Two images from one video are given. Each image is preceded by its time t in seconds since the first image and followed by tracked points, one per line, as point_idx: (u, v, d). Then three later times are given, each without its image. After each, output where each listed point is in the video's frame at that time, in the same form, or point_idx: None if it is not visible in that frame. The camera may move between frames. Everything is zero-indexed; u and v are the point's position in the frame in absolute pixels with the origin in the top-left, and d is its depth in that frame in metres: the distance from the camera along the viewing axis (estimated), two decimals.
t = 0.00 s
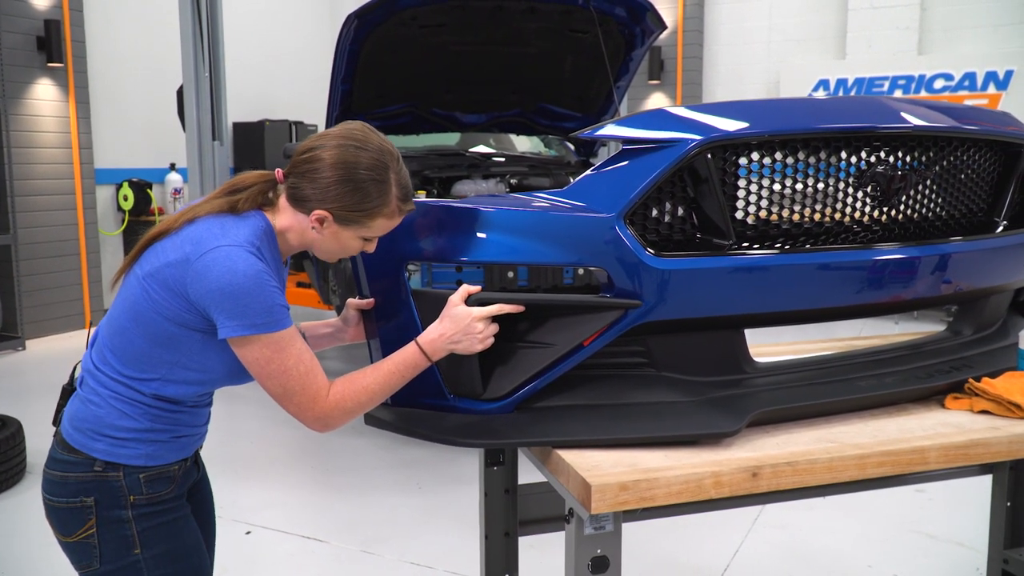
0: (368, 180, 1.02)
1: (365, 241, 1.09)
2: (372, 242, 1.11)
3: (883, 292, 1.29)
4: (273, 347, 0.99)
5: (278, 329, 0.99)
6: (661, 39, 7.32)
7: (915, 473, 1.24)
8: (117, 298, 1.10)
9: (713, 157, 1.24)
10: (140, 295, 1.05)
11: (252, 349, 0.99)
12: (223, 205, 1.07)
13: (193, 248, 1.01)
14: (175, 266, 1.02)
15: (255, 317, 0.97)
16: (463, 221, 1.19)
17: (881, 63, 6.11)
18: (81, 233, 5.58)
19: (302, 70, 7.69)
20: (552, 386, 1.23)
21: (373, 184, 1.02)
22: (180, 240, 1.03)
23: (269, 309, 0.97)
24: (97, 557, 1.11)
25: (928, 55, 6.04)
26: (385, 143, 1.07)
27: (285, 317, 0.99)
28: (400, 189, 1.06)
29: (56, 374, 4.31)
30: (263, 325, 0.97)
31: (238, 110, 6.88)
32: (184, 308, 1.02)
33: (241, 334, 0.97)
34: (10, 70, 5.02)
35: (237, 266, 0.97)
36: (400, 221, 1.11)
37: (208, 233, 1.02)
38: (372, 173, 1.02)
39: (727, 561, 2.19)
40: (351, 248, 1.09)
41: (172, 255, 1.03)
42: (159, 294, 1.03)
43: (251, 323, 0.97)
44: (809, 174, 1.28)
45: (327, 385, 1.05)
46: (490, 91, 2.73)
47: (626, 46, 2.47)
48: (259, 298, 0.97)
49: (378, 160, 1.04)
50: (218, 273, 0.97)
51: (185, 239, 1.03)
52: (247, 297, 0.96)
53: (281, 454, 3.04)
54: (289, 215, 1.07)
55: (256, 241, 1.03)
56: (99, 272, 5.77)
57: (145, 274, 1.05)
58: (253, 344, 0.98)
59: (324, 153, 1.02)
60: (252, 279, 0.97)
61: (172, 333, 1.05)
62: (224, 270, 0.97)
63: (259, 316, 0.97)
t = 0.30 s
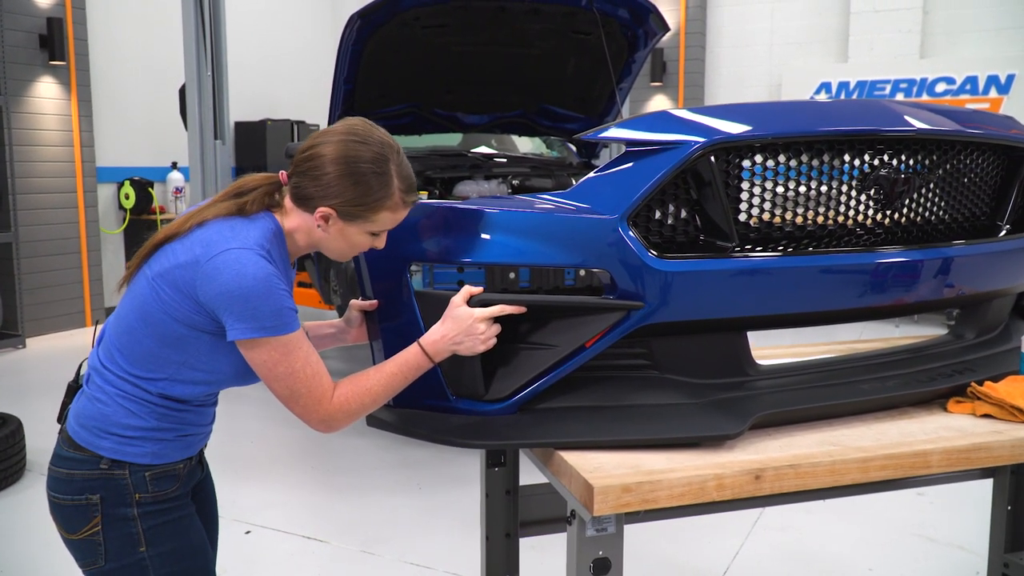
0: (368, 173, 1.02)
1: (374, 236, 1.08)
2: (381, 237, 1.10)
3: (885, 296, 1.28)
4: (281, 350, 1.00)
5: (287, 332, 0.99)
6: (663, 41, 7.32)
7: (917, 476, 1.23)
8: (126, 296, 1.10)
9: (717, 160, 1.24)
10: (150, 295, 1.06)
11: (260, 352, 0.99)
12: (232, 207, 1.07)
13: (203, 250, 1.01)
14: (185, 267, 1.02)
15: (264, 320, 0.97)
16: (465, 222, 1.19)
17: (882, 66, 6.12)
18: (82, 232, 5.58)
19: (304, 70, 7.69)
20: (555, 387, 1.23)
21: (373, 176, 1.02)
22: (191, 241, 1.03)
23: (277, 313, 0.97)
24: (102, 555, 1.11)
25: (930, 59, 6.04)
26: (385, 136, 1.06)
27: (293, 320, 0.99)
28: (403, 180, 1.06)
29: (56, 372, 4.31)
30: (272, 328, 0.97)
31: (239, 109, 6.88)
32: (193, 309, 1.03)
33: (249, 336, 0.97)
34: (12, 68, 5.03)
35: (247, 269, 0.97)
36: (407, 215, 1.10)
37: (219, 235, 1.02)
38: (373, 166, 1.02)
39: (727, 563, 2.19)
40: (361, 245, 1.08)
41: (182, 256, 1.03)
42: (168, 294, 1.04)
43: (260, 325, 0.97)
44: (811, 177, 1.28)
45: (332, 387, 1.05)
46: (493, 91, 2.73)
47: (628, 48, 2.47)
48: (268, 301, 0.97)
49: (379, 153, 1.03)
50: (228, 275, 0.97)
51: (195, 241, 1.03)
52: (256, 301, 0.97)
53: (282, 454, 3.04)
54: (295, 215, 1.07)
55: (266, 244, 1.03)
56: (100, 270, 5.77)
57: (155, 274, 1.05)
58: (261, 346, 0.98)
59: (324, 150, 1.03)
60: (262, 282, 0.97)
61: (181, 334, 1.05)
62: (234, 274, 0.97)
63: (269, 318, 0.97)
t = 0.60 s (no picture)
0: (342, 156, 1.01)
1: (370, 224, 1.07)
2: (380, 224, 1.08)
3: (886, 296, 1.28)
4: (281, 355, 1.00)
5: (286, 338, 0.99)
6: (663, 41, 7.32)
7: (919, 476, 1.23)
8: (129, 300, 1.10)
9: (717, 159, 1.24)
10: (152, 299, 1.06)
11: (260, 357, 0.99)
12: (232, 209, 1.07)
13: (204, 254, 1.01)
14: (186, 271, 1.02)
15: (264, 325, 0.97)
16: (466, 222, 1.19)
17: (881, 65, 6.12)
18: (82, 233, 5.58)
19: (304, 71, 7.69)
20: (555, 386, 1.23)
21: (348, 159, 1.01)
22: (192, 245, 1.03)
23: (277, 318, 0.97)
24: (111, 558, 1.11)
25: (931, 58, 6.04)
26: (361, 118, 1.05)
27: (294, 326, 0.99)
28: (384, 159, 1.03)
29: (56, 374, 4.31)
30: (272, 332, 0.98)
31: (238, 110, 6.88)
32: (194, 313, 1.03)
33: (250, 341, 0.97)
34: (11, 70, 5.03)
35: (247, 273, 0.97)
36: (402, 198, 1.07)
37: (218, 239, 1.02)
38: (349, 150, 1.01)
39: (728, 563, 2.19)
40: (359, 235, 1.07)
41: (182, 260, 1.03)
42: (169, 298, 1.03)
43: (260, 331, 0.97)
44: (812, 176, 1.28)
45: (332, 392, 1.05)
46: (493, 91, 2.73)
47: (628, 48, 2.46)
48: (267, 305, 0.97)
49: (355, 137, 1.02)
50: (228, 280, 0.97)
51: (194, 245, 1.03)
52: (256, 305, 0.96)
53: (282, 455, 3.04)
54: (290, 213, 1.08)
55: (267, 247, 1.03)
56: (100, 272, 5.77)
57: (156, 278, 1.05)
58: (260, 352, 0.98)
59: (303, 143, 1.03)
60: (262, 286, 0.97)
61: (184, 337, 1.05)
62: (233, 277, 0.97)
63: (268, 324, 0.97)
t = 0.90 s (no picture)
0: (369, 131, 0.95)
1: (410, 198, 1.00)
2: (421, 198, 1.01)
3: (888, 295, 1.28)
4: (325, 356, 0.92)
5: (332, 339, 0.92)
6: (664, 39, 7.32)
7: (921, 475, 1.23)
8: (159, 303, 1.04)
9: (717, 158, 1.24)
10: (184, 301, 0.99)
11: (303, 360, 0.92)
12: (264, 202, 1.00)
13: (241, 253, 0.94)
14: (222, 271, 0.95)
15: (308, 326, 0.90)
16: (467, 222, 1.20)
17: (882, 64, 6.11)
18: (83, 234, 5.58)
19: (304, 71, 7.69)
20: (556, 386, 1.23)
21: (375, 133, 0.95)
22: (227, 244, 0.96)
23: (322, 319, 0.91)
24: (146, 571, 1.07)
25: (932, 57, 6.03)
26: (378, 91, 1.00)
27: (339, 325, 0.93)
28: (411, 128, 0.98)
29: (57, 374, 4.30)
30: (317, 333, 0.91)
31: (239, 110, 6.89)
32: (231, 315, 0.96)
33: (293, 344, 0.91)
34: (12, 70, 5.04)
35: (289, 273, 0.91)
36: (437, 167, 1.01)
37: (254, 236, 0.95)
38: (374, 125, 0.95)
39: (730, 563, 2.19)
40: (403, 214, 1.00)
41: (217, 260, 0.96)
42: (204, 301, 0.97)
43: (304, 333, 0.90)
44: (813, 175, 1.28)
45: (385, 392, 0.97)
46: (493, 91, 2.73)
47: (629, 46, 2.46)
48: (311, 305, 0.90)
49: (377, 110, 0.97)
50: (269, 280, 0.91)
51: (228, 244, 0.96)
52: (298, 304, 0.90)
53: (284, 455, 3.04)
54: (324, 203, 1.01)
55: (304, 244, 0.96)
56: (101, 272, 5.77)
57: (188, 280, 0.99)
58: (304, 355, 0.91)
59: (323, 130, 0.98)
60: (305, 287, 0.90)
61: (222, 340, 0.98)
62: (275, 278, 0.90)
63: (312, 325, 0.90)
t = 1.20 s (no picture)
0: (441, 106, 0.94)
1: (477, 175, 1.00)
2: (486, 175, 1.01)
3: (888, 292, 1.27)
4: (408, 346, 0.92)
5: (414, 328, 0.91)
6: (665, 36, 7.33)
7: (921, 472, 1.23)
8: (213, 301, 0.98)
9: (717, 155, 1.23)
10: (248, 298, 0.94)
11: (387, 351, 0.91)
12: (327, 191, 0.96)
13: (317, 244, 0.90)
14: (295, 264, 0.91)
15: (394, 316, 0.89)
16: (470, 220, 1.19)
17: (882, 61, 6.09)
18: (83, 233, 5.58)
19: (304, 69, 7.68)
20: (556, 383, 1.23)
21: (447, 107, 0.95)
22: (298, 235, 0.92)
23: (405, 308, 0.89)
24: None
25: (932, 54, 6.02)
26: (440, 67, 0.99)
27: (419, 314, 0.91)
28: (478, 102, 0.98)
29: (59, 374, 4.30)
30: (401, 323, 0.89)
31: (239, 109, 6.89)
32: (305, 311, 0.92)
33: (379, 334, 0.89)
34: (11, 69, 5.03)
35: (374, 262, 0.88)
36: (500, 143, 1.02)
37: (329, 226, 0.91)
38: (442, 98, 0.95)
39: (730, 560, 2.19)
40: (470, 191, 0.99)
41: (288, 253, 0.92)
42: (273, 296, 0.93)
43: (390, 322, 0.89)
44: (813, 173, 1.28)
45: (466, 381, 1.00)
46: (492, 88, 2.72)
47: (629, 44, 2.43)
48: (396, 297, 0.88)
49: (444, 84, 0.96)
50: (353, 271, 0.87)
51: (299, 236, 0.92)
52: (385, 295, 0.88)
53: (285, 453, 3.04)
54: (388, 185, 0.99)
55: (377, 234, 0.93)
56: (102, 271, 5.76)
57: (254, 276, 0.94)
58: (389, 346, 0.90)
59: (387, 107, 0.97)
60: (391, 277, 0.88)
61: (290, 337, 0.95)
62: (359, 268, 0.87)
63: (397, 315, 0.89)
